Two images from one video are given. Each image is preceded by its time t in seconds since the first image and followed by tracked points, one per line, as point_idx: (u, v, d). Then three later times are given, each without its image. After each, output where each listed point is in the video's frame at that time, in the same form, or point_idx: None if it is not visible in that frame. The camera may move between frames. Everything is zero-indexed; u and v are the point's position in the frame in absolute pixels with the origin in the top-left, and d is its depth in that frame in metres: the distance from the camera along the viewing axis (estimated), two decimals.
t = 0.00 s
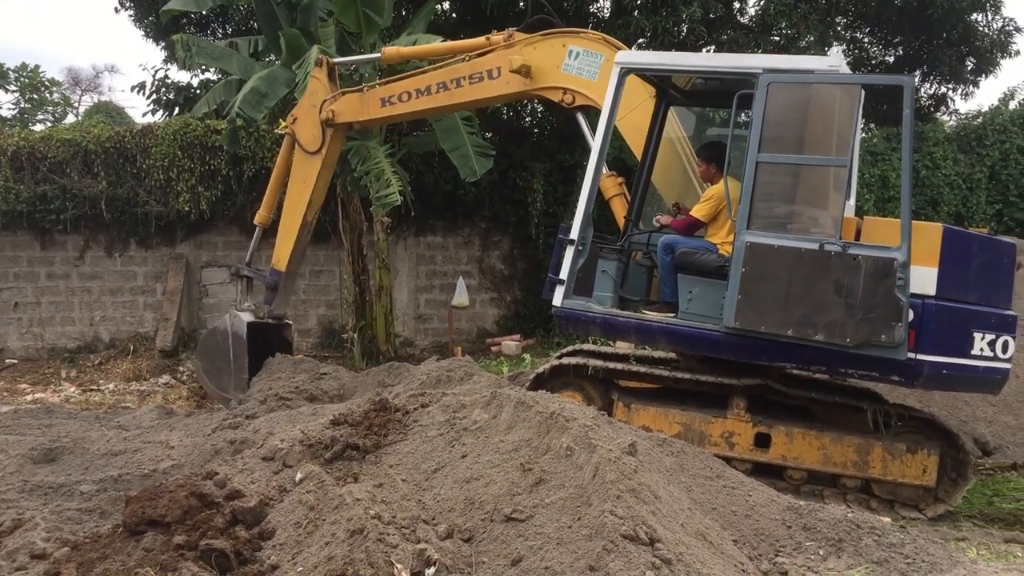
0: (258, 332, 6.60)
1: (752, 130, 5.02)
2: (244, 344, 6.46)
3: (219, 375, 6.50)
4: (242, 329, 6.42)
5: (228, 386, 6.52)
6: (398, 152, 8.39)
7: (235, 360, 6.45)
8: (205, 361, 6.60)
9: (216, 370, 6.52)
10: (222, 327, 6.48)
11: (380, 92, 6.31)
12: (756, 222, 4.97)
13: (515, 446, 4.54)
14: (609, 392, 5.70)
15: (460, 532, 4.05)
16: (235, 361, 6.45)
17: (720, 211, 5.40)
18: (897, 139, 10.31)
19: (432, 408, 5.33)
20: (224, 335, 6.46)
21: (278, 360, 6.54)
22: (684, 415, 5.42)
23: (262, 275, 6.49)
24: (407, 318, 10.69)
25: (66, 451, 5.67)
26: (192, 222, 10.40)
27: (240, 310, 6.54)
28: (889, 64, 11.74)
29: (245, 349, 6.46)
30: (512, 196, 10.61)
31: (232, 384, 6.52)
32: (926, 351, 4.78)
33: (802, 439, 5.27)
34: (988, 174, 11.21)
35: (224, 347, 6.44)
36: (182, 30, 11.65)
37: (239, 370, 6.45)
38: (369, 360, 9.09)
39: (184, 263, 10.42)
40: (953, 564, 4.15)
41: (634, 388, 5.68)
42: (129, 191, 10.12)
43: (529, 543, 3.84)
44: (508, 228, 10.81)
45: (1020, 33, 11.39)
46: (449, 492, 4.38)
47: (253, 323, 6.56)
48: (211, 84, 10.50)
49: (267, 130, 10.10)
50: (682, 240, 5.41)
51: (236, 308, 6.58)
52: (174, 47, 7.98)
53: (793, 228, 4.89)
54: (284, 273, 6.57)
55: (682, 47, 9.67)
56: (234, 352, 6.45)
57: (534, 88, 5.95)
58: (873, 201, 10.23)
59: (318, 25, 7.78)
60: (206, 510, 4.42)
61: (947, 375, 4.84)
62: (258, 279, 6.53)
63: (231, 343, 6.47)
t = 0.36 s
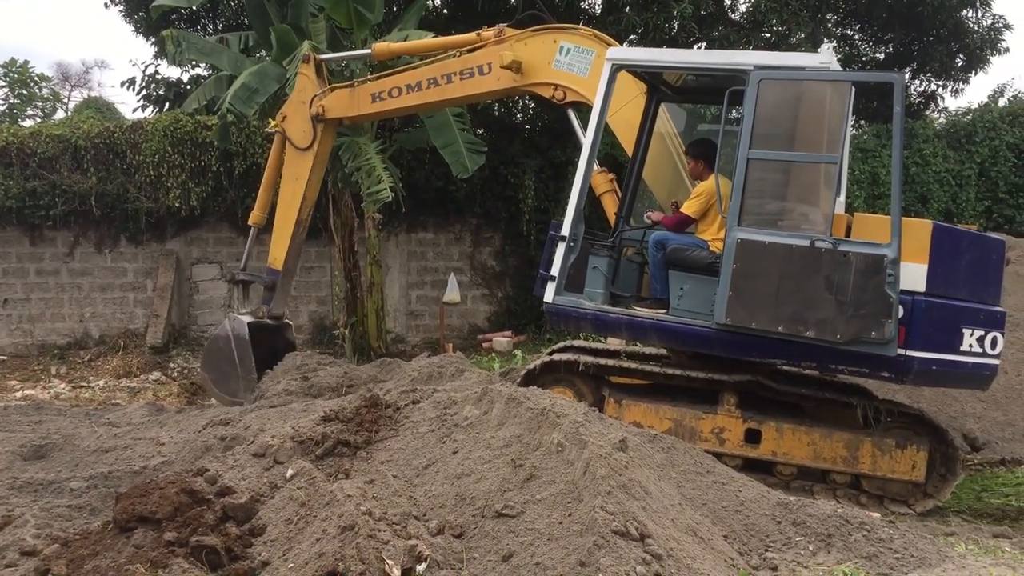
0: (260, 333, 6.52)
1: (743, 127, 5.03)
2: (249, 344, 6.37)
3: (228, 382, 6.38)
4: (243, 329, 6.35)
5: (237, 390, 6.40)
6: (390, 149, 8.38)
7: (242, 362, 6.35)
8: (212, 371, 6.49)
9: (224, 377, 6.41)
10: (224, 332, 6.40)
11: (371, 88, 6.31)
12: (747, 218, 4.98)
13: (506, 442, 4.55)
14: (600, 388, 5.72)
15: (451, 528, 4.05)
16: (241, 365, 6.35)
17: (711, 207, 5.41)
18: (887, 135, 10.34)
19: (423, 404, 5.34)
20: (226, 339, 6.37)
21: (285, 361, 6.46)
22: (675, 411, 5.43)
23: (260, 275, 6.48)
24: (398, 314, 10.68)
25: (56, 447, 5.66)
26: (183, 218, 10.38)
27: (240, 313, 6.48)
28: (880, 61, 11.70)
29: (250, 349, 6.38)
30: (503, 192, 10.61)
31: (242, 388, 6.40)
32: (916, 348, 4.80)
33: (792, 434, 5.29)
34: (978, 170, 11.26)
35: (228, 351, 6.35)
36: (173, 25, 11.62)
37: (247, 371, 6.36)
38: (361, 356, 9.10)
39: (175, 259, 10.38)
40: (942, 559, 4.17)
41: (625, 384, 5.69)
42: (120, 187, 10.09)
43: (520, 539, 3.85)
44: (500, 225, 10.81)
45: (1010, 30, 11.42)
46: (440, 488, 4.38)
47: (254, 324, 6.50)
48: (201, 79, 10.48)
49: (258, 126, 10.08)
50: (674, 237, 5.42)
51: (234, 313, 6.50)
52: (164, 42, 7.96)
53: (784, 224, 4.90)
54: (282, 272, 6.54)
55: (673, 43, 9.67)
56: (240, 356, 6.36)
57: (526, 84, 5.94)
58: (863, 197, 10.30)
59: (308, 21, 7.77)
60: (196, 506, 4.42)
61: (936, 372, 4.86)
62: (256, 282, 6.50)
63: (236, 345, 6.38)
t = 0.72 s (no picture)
0: (266, 336, 6.37)
1: (736, 129, 5.03)
2: (258, 344, 6.20)
3: (238, 386, 6.18)
4: (251, 329, 6.20)
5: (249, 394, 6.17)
6: (382, 148, 8.37)
7: (252, 364, 6.16)
8: (221, 378, 6.30)
9: (234, 383, 6.21)
10: (232, 337, 6.25)
11: (364, 85, 6.29)
12: (739, 221, 4.99)
13: (497, 443, 4.54)
14: (591, 389, 5.72)
15: (442, 529, 4.05)
16: (252, 368, 6.16)
17: (704, 209, 5.42)
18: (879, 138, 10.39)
19: (414, 404, 5.33)
20: (235, 342, 6.21)
21: (293, 361, 6.33)
22: (666, 412, 5.44)
23: (264, 277, 6.38)
24: (390, 314, 10.67)
25: (45, 446, 5.63)
26: (174, 217, 10.35)
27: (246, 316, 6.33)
28: (871, 64, 11.82)
29: (259, 351, 6.21)
30: (496, 193, 10.62)
31: (254, 391, 6.18)
32: (908, 350, 4.81)
33: (783, 436, 5.30)
34: (968, 174, 11.31)
35: (237, 354, 6.18)
36: (165, 24, 11.59)
37: (258, 372, 6.16)
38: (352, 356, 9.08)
39: (166, 258, 10.35)
40: (932, 561, 4.19)
41: (617, 385, 5.70)
42: (111, 185, 10.05)
43: (510, 540, 3.84)
44: (492, 225, 10.82)
45: (1002, 34, 11.46)
46: (431, 488, 4.38)
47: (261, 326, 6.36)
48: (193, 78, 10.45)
49: (250, 125, 10.06)
50: (666, 238, 5.42)
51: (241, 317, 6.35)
52: (156, 40, 7.92)
53: (777, 227, 4.91)
54: (285, 273, 6.45)
55: (666, 45, 9.66)
56: (250, 358, 6.18)
57: (520, 83, 5.94)
58: (854, 201, 10.28)
59: (301, 20, 7.76)
60: (186, 505, 4.40)
61: (928, 375, 4.88)
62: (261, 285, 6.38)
63: (245, 347, 6.21)
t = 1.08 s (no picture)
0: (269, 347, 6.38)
1: (723, 137, 5.06)
2: (262, 357, 6.10)
3: (245, 402, 6.04)
4: (253, 342, 6.10)
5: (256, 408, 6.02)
6: (370, 154, 8.37)
7: (257, 378, 6.05)
8: (226, 397, 6.16)
9: (240, 399, 6.07)
10: (234, 353, 6.13)
11: (350, 93, 6.29)
12: (726, 228, 5.00)
13: (484, 450, 4.54)
14: (578, 397, 5.72)
15: (429, 536, 4.03)
16: (258, 383, 6.04)
17: (691, 217, 5.43)
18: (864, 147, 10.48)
19: (401, 411, 5.32)
20: (238, 358, 6.09)
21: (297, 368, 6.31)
22: (652, 419, 5.45)
23: (262, 290, 6.31)
24: (376, 320, 10.65)
25: (27, 453, 5.59)
26: (160, 222, 10.31)
27: (247, 330, 6.24)
28: (857, 74, 11.92)
29: (262, 363, 6.11)
30: (483, 199, 10.63)
31: (260, 404, 6.03)
32: (893, 359, 4.84)
33: (769, 444, 5.31)
34: (952, 184, 11.39)
35: (240, 370, 6.06)
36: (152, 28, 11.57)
37: (263, 385, 6.02)
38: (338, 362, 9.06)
39: (151, 263, 10.32)
40: (916, 570, 4.20)
41: (604, 393, 5.70)
42: (95, 189, 10.00)
43: (496, 547, 3.83)
44: (479, 232, 10.84)
45: (986, 44, 11.50)
46: (416, 495, 4.36)
47: (262, 340, 6.28)
48: (179, 82, 10.42)
49: (237, 130, 10.02)
50: (653, 245, 5.40)
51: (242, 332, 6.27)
52: (142, 45, 7.88)
53: (763, 234, 4.94)
54: (284, 283, 6.37)
55: (654, 53, 9.61)
56: (255, 373, 6.06)
57: (506, 92, 5.96)
58: (839, 209, 10.53)
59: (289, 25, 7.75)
60: (170, 512, 4.37)
61: (912, 383, 4.90)
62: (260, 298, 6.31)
63: (249, 361, 6.09)
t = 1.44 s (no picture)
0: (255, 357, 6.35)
1: (702, 148, 5.08)
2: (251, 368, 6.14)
3: (233, 412, 6.10)
4: (242, 352, 6.13)
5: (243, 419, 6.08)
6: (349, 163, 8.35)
7: (246, 388, 6.09)
8: (214, 407, 6.19)
9: (228, 409, 6.12)
10: (223, 362, 6.16)
11: (330, 102, 6.30)
12: (705, 239, 5.01)
13: (463, 460, 4.52)
14: (557, 406, 5.72)
15: (407, 547, 4.00)
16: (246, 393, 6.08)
17: (670, 228, 5.44)
18: (840, 159, 10.60)
19: (379, 421, 5.29)
20: (226, 368, 6.13)
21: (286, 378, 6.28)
22: (631, 429, 5.45)
23: (250, 300, 6.27)
24: (354, 330, 10.63)
25: None
26: (136, 231, 10.24)
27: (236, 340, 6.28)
28: (833, 87, 12.19)
29: (250, 374, 6.15)
30: (462, 209, 10.63)
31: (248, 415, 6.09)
32: (869, 370, 4.87)
33: (747, 454, 5.33)
34: (927, 195, 11.49)
35: (229, 380, 6.09)
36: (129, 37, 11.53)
37: (251, 397, 6.07)
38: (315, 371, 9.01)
39: (127, 272, 10.24)
40: None
41: (583, 402, 5.70)
42: (71, 198, 9.93)
43: (475, 558, 3.80)
44: (458, 241, 10.83)
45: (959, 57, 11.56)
46: (395, 506, 4.33)
47: (252, 350, 6.29)
48: (156, 90, 10.38)
49: (215, 138, 9.94)
50: (633, 256, 5.43)
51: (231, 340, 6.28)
52: (119, 53, 7.84)
53: (742, 245, 4.95)
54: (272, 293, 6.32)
55: (633, 64, 9.68)
56: (244, 384, 6.10)
57: (486, 102, 5.97)
58: (816, 221, 10.49)
59: (267, 34, 7.74)
60: (145, 523, 4.32)
61: (889, 394, 4.94)
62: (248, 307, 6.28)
63: (237, 371, 6.13)
